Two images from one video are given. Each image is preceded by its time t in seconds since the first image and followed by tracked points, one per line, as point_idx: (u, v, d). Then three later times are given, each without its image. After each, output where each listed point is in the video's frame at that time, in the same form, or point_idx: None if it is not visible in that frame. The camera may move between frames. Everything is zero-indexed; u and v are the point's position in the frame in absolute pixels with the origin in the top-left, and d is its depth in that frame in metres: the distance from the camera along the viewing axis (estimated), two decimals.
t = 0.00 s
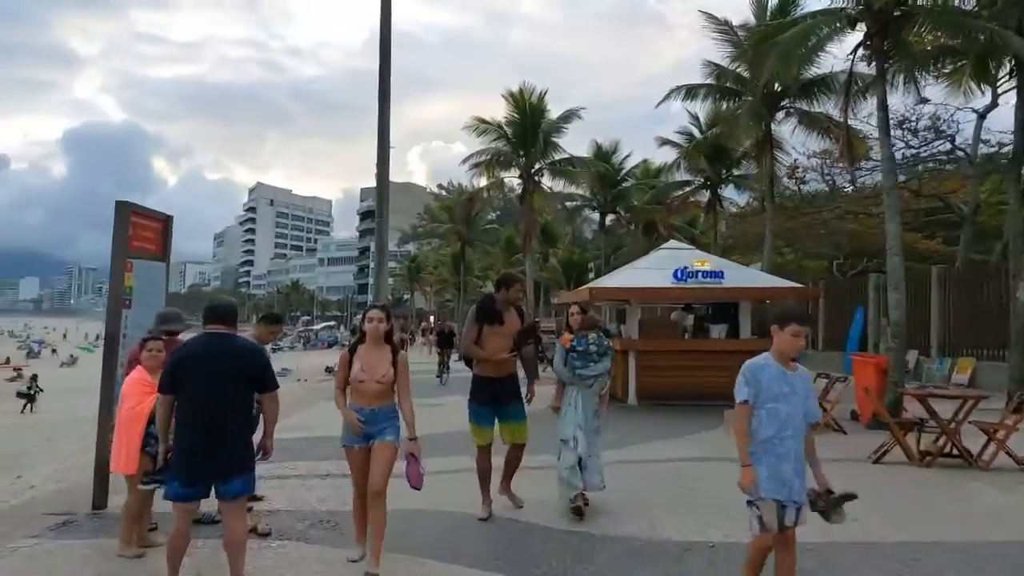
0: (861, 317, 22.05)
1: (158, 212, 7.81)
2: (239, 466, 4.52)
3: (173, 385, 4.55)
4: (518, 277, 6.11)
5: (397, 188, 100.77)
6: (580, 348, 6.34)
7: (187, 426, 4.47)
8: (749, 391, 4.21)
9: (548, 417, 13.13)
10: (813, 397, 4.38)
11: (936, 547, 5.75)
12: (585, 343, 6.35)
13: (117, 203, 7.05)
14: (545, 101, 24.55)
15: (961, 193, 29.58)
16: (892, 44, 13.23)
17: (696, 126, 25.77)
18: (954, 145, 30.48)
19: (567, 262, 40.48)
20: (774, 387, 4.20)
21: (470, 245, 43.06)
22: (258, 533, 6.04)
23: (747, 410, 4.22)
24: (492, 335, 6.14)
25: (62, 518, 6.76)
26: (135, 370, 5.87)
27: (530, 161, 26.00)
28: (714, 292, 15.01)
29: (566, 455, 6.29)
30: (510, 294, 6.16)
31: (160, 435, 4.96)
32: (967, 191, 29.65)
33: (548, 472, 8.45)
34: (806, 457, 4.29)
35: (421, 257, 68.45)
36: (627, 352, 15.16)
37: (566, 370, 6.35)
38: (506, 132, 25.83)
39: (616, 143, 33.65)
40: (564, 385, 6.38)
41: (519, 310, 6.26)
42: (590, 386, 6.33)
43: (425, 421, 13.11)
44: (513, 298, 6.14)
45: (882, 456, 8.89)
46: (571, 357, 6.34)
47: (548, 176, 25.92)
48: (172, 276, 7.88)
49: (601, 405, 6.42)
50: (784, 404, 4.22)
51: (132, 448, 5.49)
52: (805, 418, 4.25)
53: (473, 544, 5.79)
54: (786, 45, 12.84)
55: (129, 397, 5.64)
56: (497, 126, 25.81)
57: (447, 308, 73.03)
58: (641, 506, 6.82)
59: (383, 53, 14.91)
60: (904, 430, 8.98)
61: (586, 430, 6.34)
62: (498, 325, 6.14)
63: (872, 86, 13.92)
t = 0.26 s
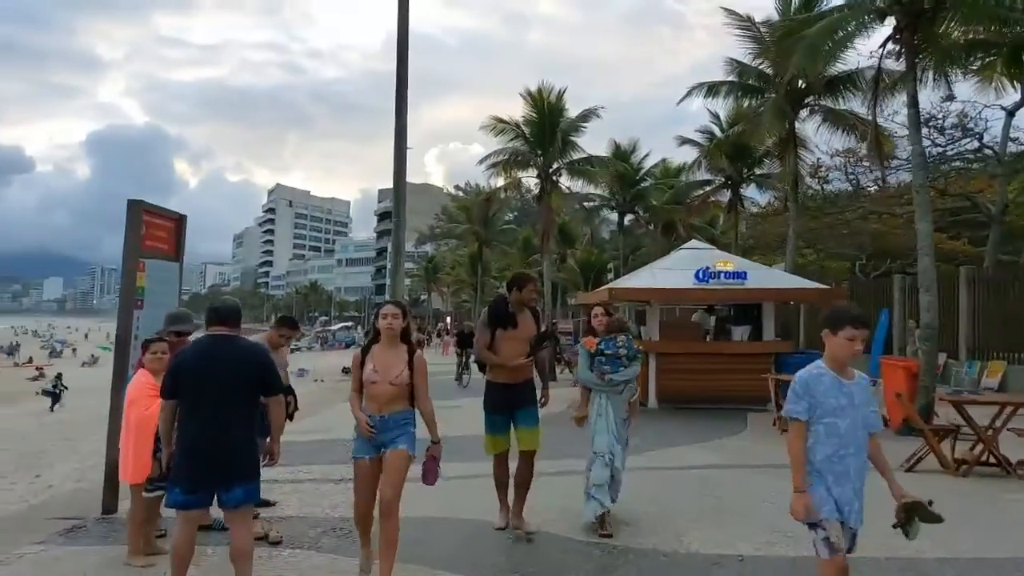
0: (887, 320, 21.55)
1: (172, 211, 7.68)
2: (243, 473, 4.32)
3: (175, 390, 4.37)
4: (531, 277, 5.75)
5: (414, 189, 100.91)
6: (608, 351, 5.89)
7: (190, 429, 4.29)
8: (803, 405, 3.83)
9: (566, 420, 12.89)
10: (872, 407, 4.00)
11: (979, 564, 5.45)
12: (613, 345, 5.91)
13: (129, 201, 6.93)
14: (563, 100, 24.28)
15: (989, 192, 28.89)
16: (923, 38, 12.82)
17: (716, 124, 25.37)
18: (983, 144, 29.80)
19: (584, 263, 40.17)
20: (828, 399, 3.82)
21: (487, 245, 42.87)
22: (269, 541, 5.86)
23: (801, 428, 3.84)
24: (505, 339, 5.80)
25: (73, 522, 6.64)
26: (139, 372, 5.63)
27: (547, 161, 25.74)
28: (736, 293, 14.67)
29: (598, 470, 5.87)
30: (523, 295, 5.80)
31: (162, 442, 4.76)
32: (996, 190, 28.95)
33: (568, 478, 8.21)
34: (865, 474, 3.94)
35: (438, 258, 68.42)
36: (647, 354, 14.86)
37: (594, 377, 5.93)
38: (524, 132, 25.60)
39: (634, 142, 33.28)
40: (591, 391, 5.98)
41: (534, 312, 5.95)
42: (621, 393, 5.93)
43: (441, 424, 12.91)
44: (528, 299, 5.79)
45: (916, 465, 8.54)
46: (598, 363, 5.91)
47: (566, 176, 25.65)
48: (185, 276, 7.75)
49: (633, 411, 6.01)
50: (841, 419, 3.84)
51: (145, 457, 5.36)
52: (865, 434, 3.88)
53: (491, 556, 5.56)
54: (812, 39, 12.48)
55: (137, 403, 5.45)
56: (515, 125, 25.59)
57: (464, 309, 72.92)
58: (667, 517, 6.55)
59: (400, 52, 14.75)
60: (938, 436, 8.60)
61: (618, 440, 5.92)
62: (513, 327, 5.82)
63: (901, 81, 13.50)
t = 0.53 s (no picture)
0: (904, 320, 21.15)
1: (174, 206, 7.46)
2: (239, 477, 4.10)
3: (162, 392, 4.12)
4: (542, 272, 5.39)
5: (423, 190, 100.86)
6: (634, 349, 5.41)
7: (179, 432, 4.05)
8: (872, 424, 3.26)
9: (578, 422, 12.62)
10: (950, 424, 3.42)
11: None
12: (641, 343, 5.43)
13: (128, 195, 6.70)
14: (573, 97, 24.01)
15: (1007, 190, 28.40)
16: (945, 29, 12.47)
17: (729, 122, 25.04)
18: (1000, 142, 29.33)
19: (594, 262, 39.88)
20: (908, 422, 3.23)
21: (496, 245, 42.65)
22: (271, 548, 5.63)
23: (869, 451, 3.28)
24: (514, 339, 5.46)
25: (70, 527, 6.44)
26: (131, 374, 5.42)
27: (558, 159, 25.48)
28: (752, 292, 14.34)
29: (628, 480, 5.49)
30: (534, 292, 5.42)
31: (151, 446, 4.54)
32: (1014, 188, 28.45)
33: (580, 482, 7.95)
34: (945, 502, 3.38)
35: (446, 258, 68.29)
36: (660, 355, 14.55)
37: (619, 377, 5.47)
38: (534, 130, 25.35)
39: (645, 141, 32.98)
40: (616, 393, 5.54)
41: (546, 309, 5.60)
42: (649, 396, 5.49)
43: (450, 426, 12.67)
44: (537, 296, 5.41)
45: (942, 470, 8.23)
46: (624, 362, 5.45)
47: (576, 174, 25.37)
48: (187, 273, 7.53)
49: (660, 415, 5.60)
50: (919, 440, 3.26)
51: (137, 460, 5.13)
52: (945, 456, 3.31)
53: (501, 565, 5.29)
54: (830, 31, 12.17)
55: (129, 404, 5.24)
56: (525, 123, 25.34)
57: (473, 309, 72.72)
58: (686, 525, 6.28)
59: (408, 47, 14.51)
60: (965, 439, 8.26)
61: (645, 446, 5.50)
62: (525, 325, 5.48)
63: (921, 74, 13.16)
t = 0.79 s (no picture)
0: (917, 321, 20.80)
1: (172, 205, 7.24)
2: (227, 489, 3.85)
3: (142, 400, 3.86)
4: (557, 268, 5.11)
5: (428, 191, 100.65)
6: (663, 360, 4.95)
7: (162, 443, 3.78)
8: (957, 440, 2.75)
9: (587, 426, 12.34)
10: None
11: None
12: (671, 354, 4.96)
13: (123, 192, 6.45)
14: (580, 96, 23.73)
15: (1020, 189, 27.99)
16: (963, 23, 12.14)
17: (738, 120, 24.73)
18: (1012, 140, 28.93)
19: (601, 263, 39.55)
20: (996, 435, 2.74)
21: (502, 246, 42.39)
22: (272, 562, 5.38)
23: (951, 471, 2.79)
24: (523, 339, 5.19)
25: (62, 538, 6.20)
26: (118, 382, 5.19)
27: (564, 159, 25.20)
28: (764, 292, 14.04)
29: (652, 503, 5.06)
30: (547, 289, 5.13)
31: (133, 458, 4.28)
32: None
33: (591, 491, 7.68)
34: None
35: (452, 259, 68.09)
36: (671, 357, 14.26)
37: (647, 392, 5.01)
38: (540, 129, 25.09)
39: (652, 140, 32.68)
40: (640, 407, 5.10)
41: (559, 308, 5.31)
42: (679, 412, 5.03)
43: (456, 429, 12.41)
44: (551, 294, 5.13)
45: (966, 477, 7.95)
46: (651, 375, 4.98)
47: (582, 173, 25.09)
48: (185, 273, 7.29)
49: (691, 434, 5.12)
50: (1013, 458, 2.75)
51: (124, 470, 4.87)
52: None
53: None
54: (845, 25, 11.86)
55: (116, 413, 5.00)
56: (531, 122, 25.09)
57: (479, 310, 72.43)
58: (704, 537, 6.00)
59: (413, 44, 14.26)
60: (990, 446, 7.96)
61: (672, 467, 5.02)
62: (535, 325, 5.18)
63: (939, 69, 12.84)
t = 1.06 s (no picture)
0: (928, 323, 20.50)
1: (172, 203, 7.07)
2: (219, 495, 3.67)
3: (125, 408, 3.67)
4: (568, 266, 4.90)
5: (433, 192, 100.47)
6: (690, 360, 4.78)
7: (148, 452, 3.59)
8: None
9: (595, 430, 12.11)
10: None
11: None
12: (700, 353, 4.78)
13: (121, 189, 6.26)
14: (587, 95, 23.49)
15: None
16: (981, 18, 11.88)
17: (746, 119, 24.45)
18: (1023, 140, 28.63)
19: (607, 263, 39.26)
20: None
21: (507, 246, 42.13)
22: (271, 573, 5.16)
23: None
24: (532, 345, 4.95)
25: (57, 546, 6.01)
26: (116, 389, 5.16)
27: (571, 158, 24.95)
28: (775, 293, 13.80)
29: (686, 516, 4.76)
30: (558, 289, 4.91)
31: (112, 469, 4.06)
32: None
33: (601, 498, 7.46)
34: None
35: (456, 259, 67.84)
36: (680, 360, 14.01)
37: (675, 396, 4.80)
38: (546, 128, 24.84)
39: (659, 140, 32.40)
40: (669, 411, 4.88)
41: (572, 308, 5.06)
42: (711, 418, 4.77)
43: (463, 433, 12.19)
44: (562, 294, 4.92)
45: (989, 484, 7.74)
46: (680, 377, 4.79)
47: (589, 173, 24.83)
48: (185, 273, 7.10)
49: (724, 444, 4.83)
50: None
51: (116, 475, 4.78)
52: None
53: None
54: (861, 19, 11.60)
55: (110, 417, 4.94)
56: (538, 121, 24.86)
57: (483, 311, 72.15)
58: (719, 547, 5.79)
59: (419, 41, 14.06)
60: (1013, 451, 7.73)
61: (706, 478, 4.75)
62: (544, 328, 4.95)
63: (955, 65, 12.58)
